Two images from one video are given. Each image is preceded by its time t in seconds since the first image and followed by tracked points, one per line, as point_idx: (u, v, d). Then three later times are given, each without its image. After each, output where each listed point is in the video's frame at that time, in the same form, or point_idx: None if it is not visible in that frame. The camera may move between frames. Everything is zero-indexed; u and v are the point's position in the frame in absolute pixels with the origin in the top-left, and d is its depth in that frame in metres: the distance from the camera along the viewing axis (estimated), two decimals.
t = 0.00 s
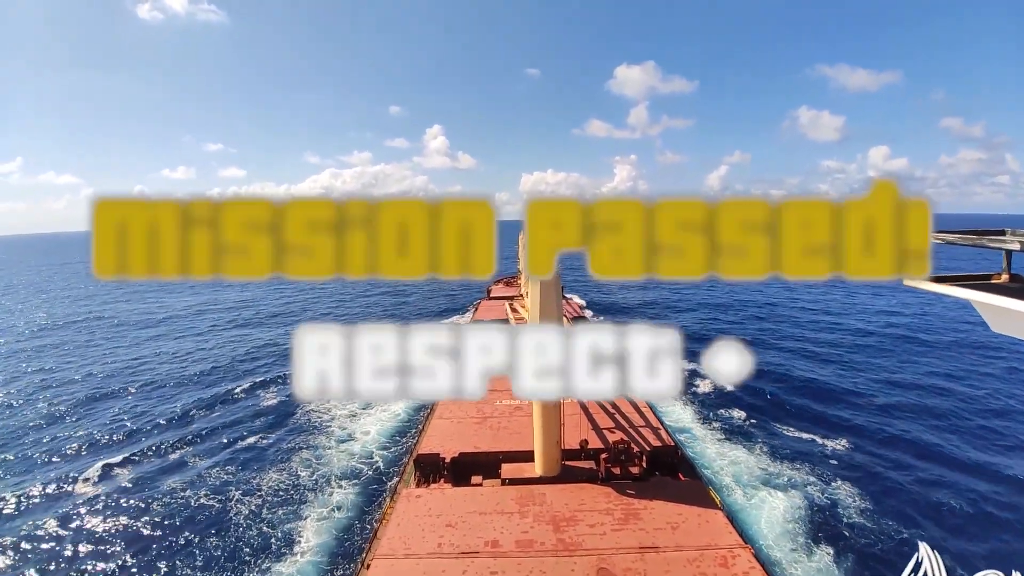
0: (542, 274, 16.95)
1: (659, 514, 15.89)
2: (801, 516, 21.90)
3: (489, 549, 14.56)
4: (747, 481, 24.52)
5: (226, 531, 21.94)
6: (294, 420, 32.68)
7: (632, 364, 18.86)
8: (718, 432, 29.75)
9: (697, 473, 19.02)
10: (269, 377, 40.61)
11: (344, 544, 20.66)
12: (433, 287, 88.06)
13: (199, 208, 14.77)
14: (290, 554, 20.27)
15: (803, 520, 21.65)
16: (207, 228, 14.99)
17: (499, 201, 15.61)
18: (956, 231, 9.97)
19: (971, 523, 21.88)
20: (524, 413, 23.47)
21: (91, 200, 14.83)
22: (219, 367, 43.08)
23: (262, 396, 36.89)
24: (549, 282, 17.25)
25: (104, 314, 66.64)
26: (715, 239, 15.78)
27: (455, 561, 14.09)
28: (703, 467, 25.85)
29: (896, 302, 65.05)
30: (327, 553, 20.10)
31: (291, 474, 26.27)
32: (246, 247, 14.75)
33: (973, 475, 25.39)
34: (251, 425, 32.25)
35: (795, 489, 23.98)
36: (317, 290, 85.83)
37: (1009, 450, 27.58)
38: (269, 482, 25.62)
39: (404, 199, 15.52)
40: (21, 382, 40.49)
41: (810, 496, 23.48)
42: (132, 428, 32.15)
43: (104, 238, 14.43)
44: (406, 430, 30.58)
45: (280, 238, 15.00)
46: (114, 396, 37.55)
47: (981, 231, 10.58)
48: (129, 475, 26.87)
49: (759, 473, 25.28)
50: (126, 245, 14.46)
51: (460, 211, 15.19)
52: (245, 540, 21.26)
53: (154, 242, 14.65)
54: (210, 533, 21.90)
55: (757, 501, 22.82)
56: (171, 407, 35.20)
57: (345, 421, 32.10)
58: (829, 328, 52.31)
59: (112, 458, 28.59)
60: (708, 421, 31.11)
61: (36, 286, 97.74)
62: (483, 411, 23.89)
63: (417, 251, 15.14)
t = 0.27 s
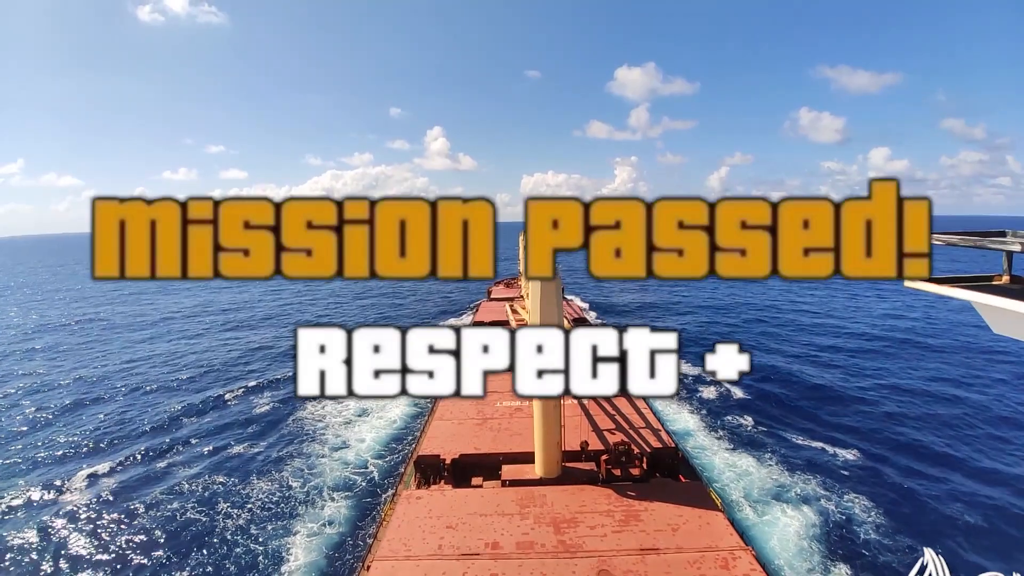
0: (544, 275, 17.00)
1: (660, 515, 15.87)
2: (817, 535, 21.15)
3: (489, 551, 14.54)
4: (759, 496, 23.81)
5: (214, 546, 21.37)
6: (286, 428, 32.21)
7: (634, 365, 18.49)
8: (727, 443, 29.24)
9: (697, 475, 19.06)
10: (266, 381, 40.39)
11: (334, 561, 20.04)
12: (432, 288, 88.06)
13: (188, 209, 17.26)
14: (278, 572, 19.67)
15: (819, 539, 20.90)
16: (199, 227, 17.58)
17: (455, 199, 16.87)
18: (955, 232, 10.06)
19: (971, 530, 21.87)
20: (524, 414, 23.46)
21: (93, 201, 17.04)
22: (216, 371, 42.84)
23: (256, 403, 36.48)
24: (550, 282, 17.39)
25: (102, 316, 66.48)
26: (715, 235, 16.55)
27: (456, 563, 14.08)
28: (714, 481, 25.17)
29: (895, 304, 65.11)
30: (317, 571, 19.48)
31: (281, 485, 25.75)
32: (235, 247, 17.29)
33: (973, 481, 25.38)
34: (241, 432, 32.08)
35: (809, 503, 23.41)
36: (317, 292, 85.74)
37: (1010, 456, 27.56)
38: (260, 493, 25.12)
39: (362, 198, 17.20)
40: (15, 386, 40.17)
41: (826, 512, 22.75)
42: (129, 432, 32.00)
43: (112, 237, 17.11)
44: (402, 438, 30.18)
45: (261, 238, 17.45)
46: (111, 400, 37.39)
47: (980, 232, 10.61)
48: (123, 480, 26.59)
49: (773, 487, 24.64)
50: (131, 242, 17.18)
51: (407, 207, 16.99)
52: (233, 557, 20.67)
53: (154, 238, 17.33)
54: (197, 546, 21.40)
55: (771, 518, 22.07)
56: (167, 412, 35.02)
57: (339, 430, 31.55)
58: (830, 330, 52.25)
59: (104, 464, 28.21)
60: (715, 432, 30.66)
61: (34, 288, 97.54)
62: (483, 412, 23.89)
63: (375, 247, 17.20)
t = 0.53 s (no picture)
0: (544, 275, 16.93)
1: (656, 515, 15.91)
2: (825, 552, 19.83)
3: (485, 551, 14.53)
4: (763, 508, 22.51)
5: (193, 567, 19.80)
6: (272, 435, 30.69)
7: (634, 365, 18.49)
8: (730, 449, 27.95)
9: (693, 475, 19.13)
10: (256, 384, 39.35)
11: None
12: (427, 290, 87.68)
13: (186, 209, 17.11)
14: None
15: (827, 557, 19.58)
16: (198, 226, 17.42)
17: (455, 200, 16.83)
18: (950, 231, 10.15)
19: (966, 524, 21.97)
20: (520, 414, 23.43)
21: (93, 201, 16.91)
22: (205, 373, 41.89)
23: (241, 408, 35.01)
24: (548, 282, 17.25)
25: (93, 318, 65.60)
26: (714, 236, 17.10)
27: (451, 564, 14.04)
28: (719, 493, 23.76)
29: (888, 305, 65.48)
30: None
31: (266, 496, 24.23)
32: (235, 247, 17.28)
33: (967, 476, 25.57)
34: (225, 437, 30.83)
35: (817, 515, 22.12)
36: (311, 294, 85.22)
37: (1002, 451, 27.81)
38: (244, 505, 23.60)
39: (362, 198, 17.09)
40: None
41: (834, 526, 21.51)
42: (112, 438, 30.99)
43: (111, 237, 16.99)
44: (393, 445, 28.60)
45: (261, 238, 17.45)
46: (95, 404, 36.27)
47: (975, 232, 10.70)
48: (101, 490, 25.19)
49: (778, 498, 23.34)
50: (131, 242, 17.10)
51: (407, 208, 16.95)
52: None
53: (154, 238, 17.25)
54: (174, 568, 19.80)
55: (775, 533, 20.75)
56: (152, 417, 33.86)
57: (327, 437, 30.00)
58: (825, 331, 52.60)
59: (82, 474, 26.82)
60: (718, 437, 29.37)
61: (22, 289, 96.14)
62: (480, 412, 23.86)
63: (374, 248, 17.17)
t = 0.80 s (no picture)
0: (544, 275, 16.94)
1: (657, 510, 15.96)
2: (843, 566, 18.80)
3: (487, 547, 14.57)
4: (777, 517, 21.46)
5: None
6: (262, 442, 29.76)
7: (634, 365, 18.52)
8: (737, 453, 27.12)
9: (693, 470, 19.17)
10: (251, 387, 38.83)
11: None
12: (427, 288, 87.57)
13: (186, 209, 17.08)
14: None
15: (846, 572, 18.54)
16: (198, 226, 17.39)
17: (455, 200, 16.83)
18: (951, 227, 10.16)
19: (965, 514, 22.12)
20: (521, 411, 23.46)
21: (93, 201, 16.88)
22: (201, 375, 41.41)
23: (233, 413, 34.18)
24: (548, 282, 17.27)
25: (90, 318, 65.31)
26: (714, 236, 17.13)
27: (453, 560, 14.09)
28: (729, 501, 22.73)
29: (888, 301, 65.48)
30: None
31: (258, 505, 23.44)
32: (235, 247, 17.25)
33: (966, 468, 25.68)
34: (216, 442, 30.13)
35: (831, 525, 21.13)
36: (310, 293, 85.07)
37: (1001, 444, 27.92)
38: (234, 516, 22.74)
39: (362, 198, 17.03)
40: None
41: (850, 535, 20.54)
42: (105, 441, 30.48)
43: (112, 237, 16.96)
44: (389, 451, 27.98)
45: (261, 238, 17.43)
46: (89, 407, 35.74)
47: (976, 228, 10.72)
48: (89, 499, 24.34)
49: (790, 506, 22.35)
50: (131, 243, 17.09)
51: (407, 208, 16.94)
52: None
53: (154, 238, 17.23)
54: None
55: (791, 545, 19.69)
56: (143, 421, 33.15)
57: (322, 443, 29.29)
58: (824, 328, 52.66)
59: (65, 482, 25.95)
60: (725, 440, 28.55)
61: (18, 290, 95.64)
62: (480, 409, 23.89)
63: (374, 248, 17.15)
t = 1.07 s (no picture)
0: (544, 275, 16.93)
1: (660, 511, 15.93)
2: None
3: (489, 547, 14.58)
4: (793, 534, 20.45)
5: None
6: (254, 450, 29.05)
7: (635, 365, 18.51)
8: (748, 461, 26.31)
9: (696, 471, 19.10)
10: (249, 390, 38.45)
11: None
12: (430, 288, 87.63)
13: (186, 209, 17.18)
14: None
15: None
16: (198, 226, 17.47)
17: (455, 200, 16.84)
18: (957, 228, 10.08)
19: (966, 514, 22.11)
20: (524, 411, 23.46)
21: (93, 202, 16.99)
22: (199, 378, 41.16)
23: (226, 419, 33.62)
24: (549, 282, 17.28)
25: (94, 318, 65.54)
26: (714, 236, 17.06)
27: (456, 560, 14.10)
28: (742, 515, 21.69)
29: (894, 301, 65.03)
30: None
31: (250, 517, 22.81)
32: (235, 247, 17.33)
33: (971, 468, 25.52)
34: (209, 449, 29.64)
35: (850, 543, 20.15)
36: (313, 293, 85.23)
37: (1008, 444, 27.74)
38: (225, 527, 22.10)
39: (362, 198, 17.06)
40: None
41: (871, 555, 19.50)
42: (99, 446, 30.12)
43: (112, 237, 17.08)
44: (386, 458, 27.33)
45: (261, 238, 17.49)
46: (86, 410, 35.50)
47: (982, 229, 10.64)
48: (77, 508, 23.79)
49: (804, 519, 21.49)
50: (131, 243, 17.19)
51: (406, 208, 16.97)
52: None
53: (154, 238, 17.34)
54: None
55: (809, 565, 18.68)
56: (136, 425, 32.69)
57: (318, 450, 28.67)
58: (829, 328, 52.37)
59: (48, 491, 25.35)
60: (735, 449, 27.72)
61: (23, 290, 96.14)
62: (483, 409, 23.92)
63: (374, 248, 17.20)
